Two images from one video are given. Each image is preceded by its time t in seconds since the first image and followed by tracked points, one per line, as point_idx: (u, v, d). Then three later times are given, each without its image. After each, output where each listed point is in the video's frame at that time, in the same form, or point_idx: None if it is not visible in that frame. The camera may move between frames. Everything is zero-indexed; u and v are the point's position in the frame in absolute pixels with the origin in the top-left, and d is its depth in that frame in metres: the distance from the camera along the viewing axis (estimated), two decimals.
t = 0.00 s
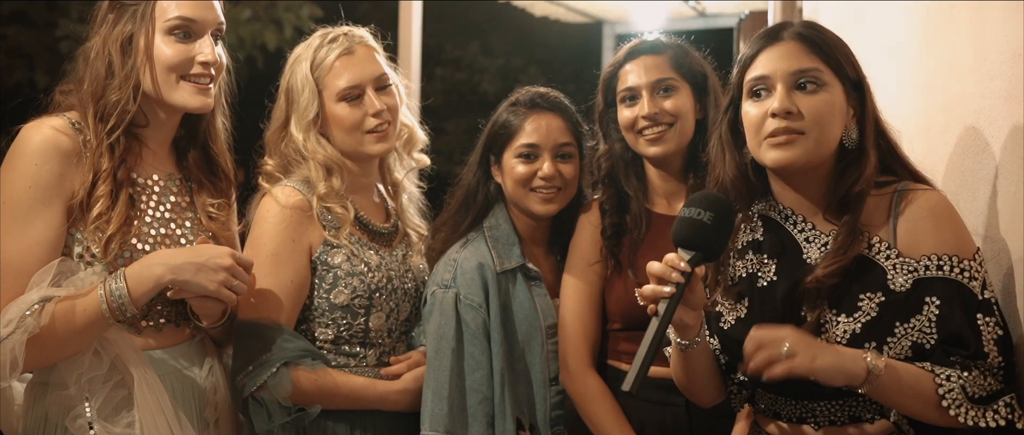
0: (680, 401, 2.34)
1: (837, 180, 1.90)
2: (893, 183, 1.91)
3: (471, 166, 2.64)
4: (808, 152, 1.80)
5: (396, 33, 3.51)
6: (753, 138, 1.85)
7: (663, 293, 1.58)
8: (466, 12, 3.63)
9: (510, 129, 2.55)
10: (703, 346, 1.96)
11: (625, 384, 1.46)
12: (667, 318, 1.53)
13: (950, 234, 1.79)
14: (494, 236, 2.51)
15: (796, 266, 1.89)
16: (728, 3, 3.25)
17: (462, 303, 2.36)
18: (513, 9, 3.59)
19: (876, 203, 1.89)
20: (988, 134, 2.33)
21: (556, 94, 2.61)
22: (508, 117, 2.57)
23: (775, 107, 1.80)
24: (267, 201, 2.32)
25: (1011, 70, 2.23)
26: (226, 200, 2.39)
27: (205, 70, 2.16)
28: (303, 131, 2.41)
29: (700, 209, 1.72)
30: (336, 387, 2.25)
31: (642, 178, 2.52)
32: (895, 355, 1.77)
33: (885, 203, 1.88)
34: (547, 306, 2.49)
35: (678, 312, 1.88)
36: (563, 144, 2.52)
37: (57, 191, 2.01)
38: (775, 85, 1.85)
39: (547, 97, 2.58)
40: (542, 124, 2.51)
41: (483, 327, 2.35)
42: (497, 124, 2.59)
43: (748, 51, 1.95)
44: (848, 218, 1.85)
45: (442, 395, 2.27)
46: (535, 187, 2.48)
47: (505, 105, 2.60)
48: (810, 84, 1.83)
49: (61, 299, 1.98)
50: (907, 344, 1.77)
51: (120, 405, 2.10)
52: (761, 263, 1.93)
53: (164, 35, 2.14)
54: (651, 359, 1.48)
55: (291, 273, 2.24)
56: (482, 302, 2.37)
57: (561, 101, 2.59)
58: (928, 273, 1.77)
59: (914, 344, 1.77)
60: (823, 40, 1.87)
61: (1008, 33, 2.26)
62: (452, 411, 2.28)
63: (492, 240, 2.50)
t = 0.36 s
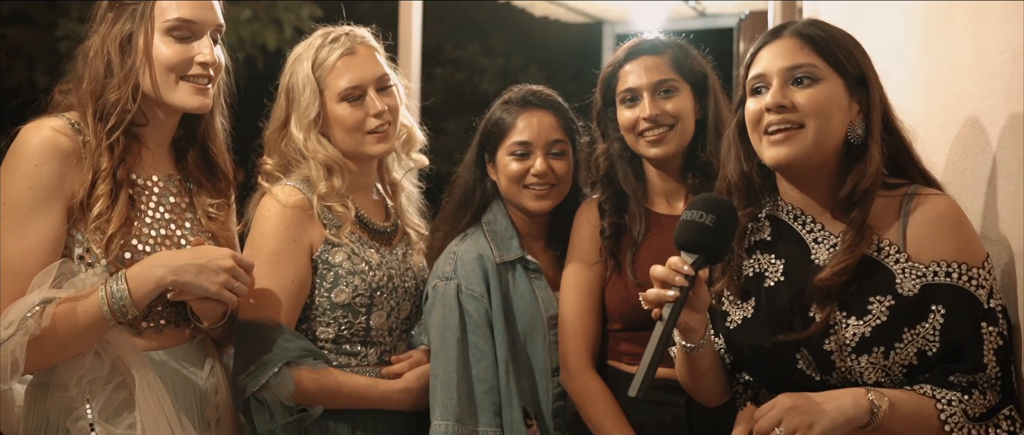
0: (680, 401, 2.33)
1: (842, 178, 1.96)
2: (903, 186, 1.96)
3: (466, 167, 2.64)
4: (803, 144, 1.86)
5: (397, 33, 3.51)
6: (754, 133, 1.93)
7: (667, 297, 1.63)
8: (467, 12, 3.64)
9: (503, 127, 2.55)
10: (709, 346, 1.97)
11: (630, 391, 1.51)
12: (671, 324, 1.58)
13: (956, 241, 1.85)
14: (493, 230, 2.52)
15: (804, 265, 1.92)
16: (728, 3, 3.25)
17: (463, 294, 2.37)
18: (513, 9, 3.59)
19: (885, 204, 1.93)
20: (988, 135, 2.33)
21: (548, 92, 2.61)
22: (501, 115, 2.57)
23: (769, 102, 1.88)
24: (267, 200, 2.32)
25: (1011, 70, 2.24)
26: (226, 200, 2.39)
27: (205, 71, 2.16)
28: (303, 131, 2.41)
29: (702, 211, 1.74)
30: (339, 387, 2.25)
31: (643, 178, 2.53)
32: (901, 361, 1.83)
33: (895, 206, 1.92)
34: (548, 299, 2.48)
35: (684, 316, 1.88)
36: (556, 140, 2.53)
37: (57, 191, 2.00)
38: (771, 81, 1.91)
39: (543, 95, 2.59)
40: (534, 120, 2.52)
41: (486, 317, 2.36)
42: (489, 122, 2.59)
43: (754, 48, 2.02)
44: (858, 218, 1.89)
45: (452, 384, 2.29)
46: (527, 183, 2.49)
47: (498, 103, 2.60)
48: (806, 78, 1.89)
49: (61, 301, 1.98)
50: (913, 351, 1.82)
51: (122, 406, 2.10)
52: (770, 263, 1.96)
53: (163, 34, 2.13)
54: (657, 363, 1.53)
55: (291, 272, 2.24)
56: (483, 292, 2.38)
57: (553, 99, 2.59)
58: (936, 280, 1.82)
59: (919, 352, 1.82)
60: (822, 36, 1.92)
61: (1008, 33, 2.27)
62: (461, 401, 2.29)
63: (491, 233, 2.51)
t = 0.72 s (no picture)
0: (682, 401, 2.34)
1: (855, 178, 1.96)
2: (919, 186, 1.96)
3: (466, 172, 2.64)
4: (817, 143, 1.87)
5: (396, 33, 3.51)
6: (769, 129, 1.93)
7: (681, 278, 1.63)
8: (462, 11, 3.60)
9: (503, 129, 2.55)
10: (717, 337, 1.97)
11: (643, 371, 1.52)
12: (685, 305, 1.59)
13: (970, 240, 1.85)
14: (492, 233, 2.52)
15: (816, 260, 1.92)
16: (728, 3, 3.28)
17: (461, 295, 2.37)
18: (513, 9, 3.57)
19: (899, 203, 1.93)
20: (988, 136, 2.33)
21: (545, 95, 2.62)
22: (500, 119, 2.57)
23: (783, 98, 1.88)
24: (267, 200, 2.31)
25: (1011, 70, 2.22)
26: (224, 201, 2.39)
27: (203, 70, 2.15)
28: (303, 131, 2.41)
29: (718, 194, 1.73)
30: (339, 387, 2.24)
31: (644, 177, 2.52)
32: (910, 358, 1.83)
33: (908, 204, 1.92)
34: (547, 297, 2.48)
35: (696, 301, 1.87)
36: (556, 140, 2.53)
37: (55, 191, 2.01)
38: (786, 78, 1.92)
39: (535, 97, 2.59)
40: (533, 121, 2.52)
41: (483, 318, 2.37)
42: (487, 126, 2.59)
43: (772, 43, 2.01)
44: (874, 215, 1.88)
45: (447, 383, 2.30)
46: (532, 183, 2.48)
47: (494, 107, 2.61)
48: (822, 76, 1.89)
49: (56, 302, 1.98)
50: (922, 348, 1.83)
51: (116, 408, 2.10)
52: (782, 256, 1.96)
53: (162, 34, 2.13)
54: (670, 346, 1.54)
55: (292, 271, 2.24)
56: (481, 293, 2.39)
57: (549, 101, 2.60)
58: (947, 278, 1.83)
59: (928, 349, 1.83)
60: (840, 33, 1.92)
61: (1008, 33, 2.24)
62: (456, 402, 2.30)
63: (489, 236, 2.51)
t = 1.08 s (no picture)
0: (684, 402, 2.33)
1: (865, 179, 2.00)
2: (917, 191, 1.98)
3: (461, 169, 2.64)
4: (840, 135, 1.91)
5: (396, 32, 3.51)
6: (794, 110, 1.96)
7: (681, 273, 1.65)
8: (460, 9, 3.55)
9: (499, 127, 2.55)
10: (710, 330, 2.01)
11: (641, 362, 1.53)
12: (684, 298, 1.61)
13: (965, 245, 1.87)
14: (489, 235, 2.51)
15: (810, 253, 1.96)
16: (727, 3, 3.42)
17: (459, 299, 2.38)
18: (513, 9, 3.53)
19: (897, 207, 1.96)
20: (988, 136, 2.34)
21: (540, 93, 2.61)
22: (495, 117, 2.57)
23: (823, 81, 1.91)
24: (266, 200, 2.32)
25: (1010, 70, 2.23)
26: (222, 200, 2.39)
27: (201, 69, 2.17)
28: (302, 130, 2.41)
29: (724, 190, 1.74)
30: (337, 387, 2.25)
31: (643, 177, 2.53)
32: (901, 356, 1.85)
33: (903, 208, 1.95)
34: (545, 299, 2.48)
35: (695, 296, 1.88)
36: (553, 136, 2.53)
37: (52, 192, 2.01)
38: (823, 63, 1.95)
39: (531, 95, 2.59)
40: (529, 118, 2.53)
41: (482, 323, 2.37)
42: (484, 126, 2.60)
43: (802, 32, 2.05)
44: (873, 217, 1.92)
45: (452, 391, 2.30)
46: (531, 179, 2.48)
47: (489, 106, 2.61)
48: (857, 71, 1.94)
49: (54, 303, 1.97)
50: (913, 348, 1.84)
51: (112, 409, 2.10)
52: (775, 249, 2.01)
53: (159, 34, 2.14)
54: (668, 338, 1.55)
55: (289, 271, 2.25)
56: (479, 297, 2.39)
57: (543, 99, 2.59)
58: (938, 280, 1.84)
59: (919, 350, 1.84)
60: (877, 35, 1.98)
61: (1007, 32, 2.25)
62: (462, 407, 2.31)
63: (485, 238, 2.51)
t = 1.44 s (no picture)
0: (682, 404, 2.32)
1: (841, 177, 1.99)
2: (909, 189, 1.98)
3: (449, 173, 2.61)
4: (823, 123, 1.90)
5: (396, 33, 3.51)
6: (782, 95, 1.96)
7: (670, 263, 1.65)
8: (461, 9, 3.55)
9: (490, 125, 2.54)
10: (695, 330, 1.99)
11: (636, 351, 1.51)
12: (674, 287, 1.61)
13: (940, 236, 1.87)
14: (485, 238, 2.49)
15: (786, 252, 1.95)
16: (727, 3, 3.41)
17: (463, 307, 2.35)
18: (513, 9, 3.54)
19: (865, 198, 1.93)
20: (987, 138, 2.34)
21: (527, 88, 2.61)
22: (485, 116, 2.56)
23: (814, 69, 1.92)
24: (264, 201, 2.32)
25: (1011, 70, 2.23)
26: (223, 198, 2.39)
27: (199, 67, 2.16)
28: (300, 132, 2.42)
29: (708, 180, 1.76)
30: (334, 386, 2.25)
31: (642, 176, 2.53)
32: (875, 351, 1.84)
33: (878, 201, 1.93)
34: (544, 301, 2.47)
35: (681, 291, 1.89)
36: (546, 132, 2.53)
37: (52, 192, 2.01)
38: (816, 54, 1.95)
39: (520, 92, 2.58)
40: (521, 115, 2.52)
41: (487, 329, 2.35)
42: (471, 124, 2.59)
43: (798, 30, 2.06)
44: (852, 211, 1.90)
45: (460, 403, 2.27)
46: (523, 177, 2.47)
47: (478, 104, 2.60)
48: (848, 68, 1.95)
49: (55, 302, 1.98)
50: (887, 341, 1.84)
51: (113, 408, 2.10)
52: (750, 251, 1.99)
53: (156, 33, 2.14)
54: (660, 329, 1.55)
55: (287, 272, 2.25)
56: (484, 304, 2.36)
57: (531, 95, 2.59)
58: (912, 273, 1.84)
59: (894, 343, 1.84)
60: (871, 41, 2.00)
61: (1008, 33, 2.24)
62: (471, 420, 2.28)
63: (483, 242, 2.49)
